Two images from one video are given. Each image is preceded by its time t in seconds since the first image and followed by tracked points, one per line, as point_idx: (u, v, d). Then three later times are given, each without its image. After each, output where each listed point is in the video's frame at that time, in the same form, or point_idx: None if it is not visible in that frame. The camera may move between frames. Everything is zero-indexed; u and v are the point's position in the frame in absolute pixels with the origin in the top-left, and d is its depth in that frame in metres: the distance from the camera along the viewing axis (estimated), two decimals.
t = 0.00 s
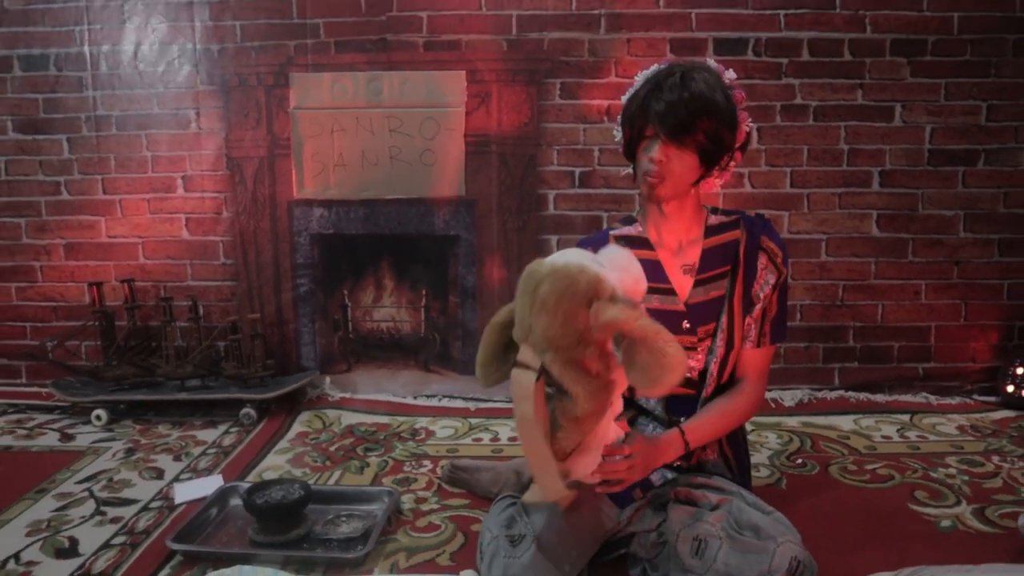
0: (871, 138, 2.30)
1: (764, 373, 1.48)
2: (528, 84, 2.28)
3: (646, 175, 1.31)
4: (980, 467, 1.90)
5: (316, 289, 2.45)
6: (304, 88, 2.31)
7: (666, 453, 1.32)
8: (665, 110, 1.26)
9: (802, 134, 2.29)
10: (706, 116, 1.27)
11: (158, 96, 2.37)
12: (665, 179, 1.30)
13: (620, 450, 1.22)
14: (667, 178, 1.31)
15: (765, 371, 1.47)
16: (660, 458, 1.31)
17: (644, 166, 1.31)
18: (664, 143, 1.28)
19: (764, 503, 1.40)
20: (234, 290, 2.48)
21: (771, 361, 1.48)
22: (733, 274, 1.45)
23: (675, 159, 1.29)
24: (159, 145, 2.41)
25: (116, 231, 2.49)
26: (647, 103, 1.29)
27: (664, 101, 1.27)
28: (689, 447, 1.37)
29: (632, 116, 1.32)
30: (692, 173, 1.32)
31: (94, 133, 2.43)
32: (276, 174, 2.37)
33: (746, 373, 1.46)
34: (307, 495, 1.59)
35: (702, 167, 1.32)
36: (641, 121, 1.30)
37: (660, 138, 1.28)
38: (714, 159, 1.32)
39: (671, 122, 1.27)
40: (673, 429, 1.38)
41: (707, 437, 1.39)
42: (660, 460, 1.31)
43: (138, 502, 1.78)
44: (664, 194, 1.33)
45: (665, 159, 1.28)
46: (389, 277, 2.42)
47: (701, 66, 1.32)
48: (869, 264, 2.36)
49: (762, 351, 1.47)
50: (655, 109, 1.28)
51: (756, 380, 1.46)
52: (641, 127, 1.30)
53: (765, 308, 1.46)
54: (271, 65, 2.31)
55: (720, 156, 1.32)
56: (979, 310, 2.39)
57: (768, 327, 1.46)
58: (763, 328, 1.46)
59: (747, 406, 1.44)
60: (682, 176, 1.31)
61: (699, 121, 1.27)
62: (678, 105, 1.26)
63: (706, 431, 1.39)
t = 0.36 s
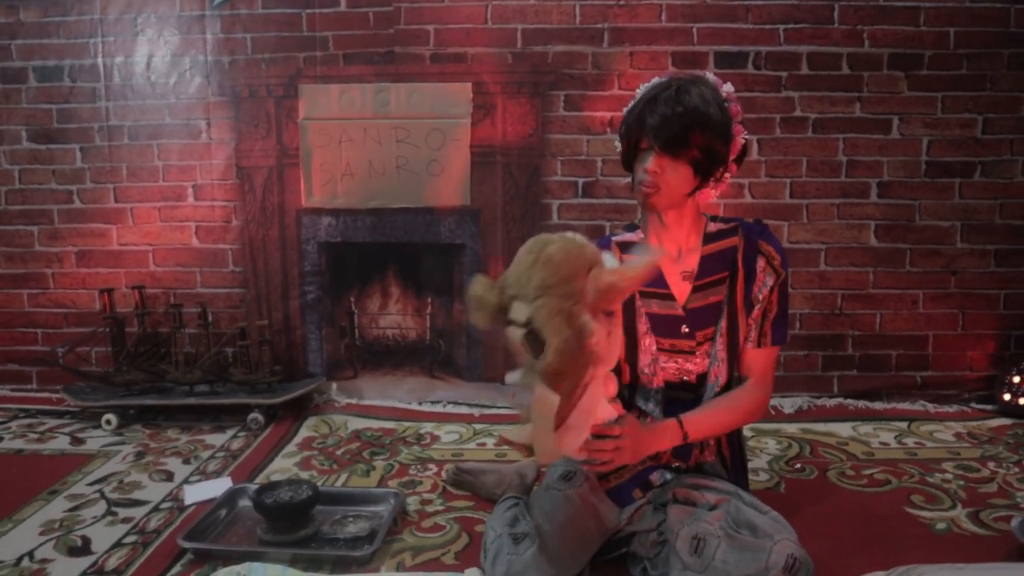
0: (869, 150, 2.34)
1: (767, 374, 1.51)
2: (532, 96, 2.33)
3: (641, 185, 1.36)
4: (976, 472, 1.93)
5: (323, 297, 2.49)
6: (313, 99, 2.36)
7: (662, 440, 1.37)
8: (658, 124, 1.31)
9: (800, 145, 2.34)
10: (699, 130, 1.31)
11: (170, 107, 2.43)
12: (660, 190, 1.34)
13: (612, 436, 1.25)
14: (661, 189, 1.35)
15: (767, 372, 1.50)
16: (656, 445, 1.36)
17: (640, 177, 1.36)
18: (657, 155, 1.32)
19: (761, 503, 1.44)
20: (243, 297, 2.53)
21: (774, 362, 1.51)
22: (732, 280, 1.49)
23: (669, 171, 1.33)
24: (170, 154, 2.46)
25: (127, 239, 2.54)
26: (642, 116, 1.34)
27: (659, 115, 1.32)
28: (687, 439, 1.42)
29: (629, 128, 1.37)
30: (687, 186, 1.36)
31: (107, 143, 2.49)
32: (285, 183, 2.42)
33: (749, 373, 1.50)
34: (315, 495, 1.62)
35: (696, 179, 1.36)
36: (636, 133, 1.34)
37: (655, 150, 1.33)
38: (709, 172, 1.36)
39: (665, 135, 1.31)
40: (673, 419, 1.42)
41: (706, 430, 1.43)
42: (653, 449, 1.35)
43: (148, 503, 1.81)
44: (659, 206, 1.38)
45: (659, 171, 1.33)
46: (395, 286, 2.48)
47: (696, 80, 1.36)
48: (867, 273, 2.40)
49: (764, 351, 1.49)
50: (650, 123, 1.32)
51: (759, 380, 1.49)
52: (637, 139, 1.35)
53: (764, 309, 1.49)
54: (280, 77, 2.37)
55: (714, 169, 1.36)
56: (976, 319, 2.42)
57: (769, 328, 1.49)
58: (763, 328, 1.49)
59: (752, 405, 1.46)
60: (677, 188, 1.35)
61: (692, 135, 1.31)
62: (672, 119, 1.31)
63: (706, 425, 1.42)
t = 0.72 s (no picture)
0: (866, 150, 2.37)
1: (760, 366, 1.54)
2: (535, 97, 2.37)
3: (636, 179, 1.42)
4: (972, 467, 1.96)
5: (329, 295, 2.53)
6: (319, 100, 2.40)
7: (660, 433, 1.42)
8: (653, 121, 1.37)
9: (799, 146, 2.37)
10: (692, 127, 1.37)
11: (179, 108, 2.47)
12: (654, 185, 1.41)
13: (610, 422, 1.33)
14: (656, 184, 1.42)
15: (761, 364, 1.54)
16: (654, 438, 1.42)
17: (635, 172, 1.42)
18: (652, 151, 1.39)
19: (759, 492, 1.46)
20: (250, 295, 2.56)
21: (767, 355, 1.55)
22: (726, 274, 1.53)
23: (663, 166, 1.40)
24: (178, 155, 2.50)
25: (136, 238, 2.58)
26: (638, 113, 1.40)
27: (653, 113, 1.38)
28: (686, 431, 1.46)
29: (625, 127, 1.44)
30: (681, 180, 1.42)
31: (116, 143, 2.53)
32: (292, 183, 2.46)
33: (743, 366, 1.53)
34: (322, 485, 1.65)
35: (690, 175, 1.42)
36: (631, 131, 1.41)
37: (649, 146, 1.39)
38: (701, 168, 1.42)
39: (659, 132, 1.38)
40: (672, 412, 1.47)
41: (701, 423, 1.47)
42: (653, 441, 1.42)
43: (158, 494, 1.85)
44: (654, 200, 1.44)
45: (654, 166, 1.40)
46: (399, 284, 2.51)
47: (691, 78, 1.41)
48: (865, 272, 2.43)
49: (757, 344, 1.53)
50: (645, 121, 1.39)
51: (753, 373, 1.53)
52: (632, 136, 1.41)
53: (758, 303, 1.53)
54: (287, 79, 2.41)
55: (707, 165, 1.41)
56: (973, 317, 2.45)
57: (762, 322, 1.53)
58: (756, 323, 1.53)
59: (744, 398, 1.50)
60: (671, 183, 1.41)
61: (684, 132, 1.37)
62: (666, 117, 1.37)
63: (705, 417, 1.47)
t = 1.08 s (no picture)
0: (865, 144, 2.39)
1: (758, 355, 1.58)
2: (536, 91, 2.39)
3: (638, 171, 1.46)
4: (967, 457, 1.99)
5: (333, 287, 2.56)
6: (322, 95, 2.43)
7: (671, 417, 1.45)
8: (651, 111, 1.40)
9: (798, 139, 2.39)
10: (690, 117, 1.40)
11: (184, 102, 2.50)
12: (656, 175, 1.45)
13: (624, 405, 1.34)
14: (657, 173, 1.46)
15: (758, 352, 1.57)
16: (665, 422, 1.43)
17: (636, 164, 1.46)
18: (652, 142, 1.42)
19: (756, 479, 1.50)
20: (255, 288, 2.60)
21: (764, 342, 1.58)
22: (722, 262, 1.56)
23: (664, 157, 1.43)
24: (184, 149, 2.53)
25: (143, 231, 2.61)
26: (636, 104, 1.42)
27: (651, 103, 1.40)
28: (694, 415, 1.49)
29: (623, 120, 1.46)
30: (681, 168, 1.46)
31: (123, 138, 2.56)
32: (296, 177, 2.49)
33: (744, 353, 1.57)
34: (326, 474, 1.68)
35: (689, 162, 1.46)
36: (630, 123, 1.44)
37: (649, 137, 1.42)
38: (700, 155, 1.45)
39: (657, 122, 1.40)
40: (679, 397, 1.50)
41: (708, 409, 1.50)
42: (664, 424, 1.43)
43: (165, 483, 1.89)
44: (657, 188, 1.49)
45: (655, 157, 1.43)
46: (402, 276, 2.54)
47: (684, 69, 1.45)
48: (863, 264, 2.45)
49: (755, 333, 1.56)
50: (643, 111, 1.41)
51: (750, 361, 1.57)
52: (632, 128, 1.44)
53: (754, 291, 1.57)
54: (291, 74, 2.44)
55: (705, 152, 1.45)
56: (970, 309, 2.47)
57: (759, 310, 1.56)
58: (754, 311, 1.56)
59: (743, 385, 1.54)
60: (672, 172, 1.46)
61: (683, 122, 1.40)
62: (664, 107, 1.40)
63: (709, 403, 1.50)
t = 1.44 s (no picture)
0: (863, 146, 2.42)
1: (752, 354, 1.61)
2: (538, 95, 2.43)
3: (631, 171, 1.49)
4: (966, 455, 2.00)
5: (337, 289, 2.59)
6: (328, 100, 2.46)
7: (666, 420, 1.47)
8: (643, 113, 1.43)
9: (797, 142, 2.42)
10: (681, 118, 1.44)
11: (192, 107, 2.54)
12: (648, 174, 1.48)
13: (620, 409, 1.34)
14: (649, 173, 1.49)
15: (752, 351, 1.60)
16: (659, 425, 1.45)
17: (629, 164, 1.49)
18: (644, 142, 1.45)
19: (753, 473, 1.52)
20: (261, 290, 2.63)
21: (758, 341, 1.61)
22: (716, 262, 1.59)
23: (656, 157, 1.47)
24: (191, 153, 2.57)
25: (151, 234, 2.65)
26: (628, 107, 1.46)
27: (642, 105, 1.44)
28: (688, 417, 1.52)
29: (616, 121, 1.50)
30: (672, 168, 1.49)
31: (132, 142, 2.60)
32: (302, 180, 2.52)
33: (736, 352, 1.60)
34: (330, 469, 1.71)
35: (680, 163, 1.49)
36: (623, 124, 1.47)
37: (641, 137, 1.46)
38: (691, 156, 1.49)
39: (649, 124, 1.44)
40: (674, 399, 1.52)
41: (702, 409, 1.53)
42: (659, 427, 1.46)
43: (173, 479, 1.92)
44: (648, 188, 1.51)
45: (646, 157, 1.46)
46: (406, 277, 2.57)
47: (676, 73, 1.49)
48: (862, 265, 2.47)
49: (749, 332, 1.60)
50: (635, 113, 1.45)
51: (745, 360, 1.60)
52: (624, 129, 1.47)
53: (749, 291, 1.59)
54: (297, 79, 2.48)
55: (695, 152, 1.48)
56: (969, 310, 2.49)
57: (754, 310, 1.59)
58: (749, 310, 1.59)
59: (738, 383, 1.57)
60: (663, 171, 1.49)
61: (675, 123, 1.44)
62: (654, 109, 1.43)
63: (704, 403, 1.53)
